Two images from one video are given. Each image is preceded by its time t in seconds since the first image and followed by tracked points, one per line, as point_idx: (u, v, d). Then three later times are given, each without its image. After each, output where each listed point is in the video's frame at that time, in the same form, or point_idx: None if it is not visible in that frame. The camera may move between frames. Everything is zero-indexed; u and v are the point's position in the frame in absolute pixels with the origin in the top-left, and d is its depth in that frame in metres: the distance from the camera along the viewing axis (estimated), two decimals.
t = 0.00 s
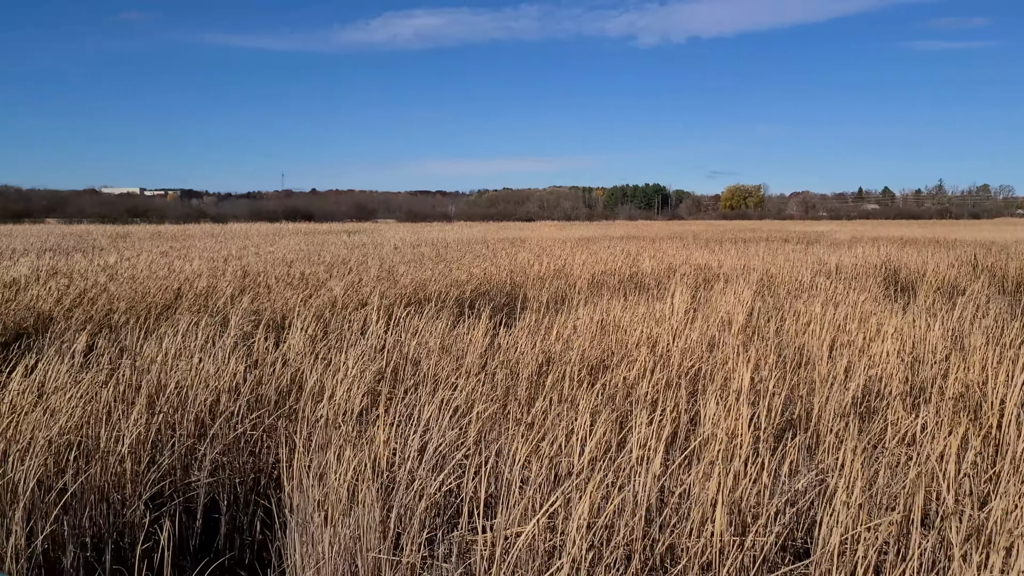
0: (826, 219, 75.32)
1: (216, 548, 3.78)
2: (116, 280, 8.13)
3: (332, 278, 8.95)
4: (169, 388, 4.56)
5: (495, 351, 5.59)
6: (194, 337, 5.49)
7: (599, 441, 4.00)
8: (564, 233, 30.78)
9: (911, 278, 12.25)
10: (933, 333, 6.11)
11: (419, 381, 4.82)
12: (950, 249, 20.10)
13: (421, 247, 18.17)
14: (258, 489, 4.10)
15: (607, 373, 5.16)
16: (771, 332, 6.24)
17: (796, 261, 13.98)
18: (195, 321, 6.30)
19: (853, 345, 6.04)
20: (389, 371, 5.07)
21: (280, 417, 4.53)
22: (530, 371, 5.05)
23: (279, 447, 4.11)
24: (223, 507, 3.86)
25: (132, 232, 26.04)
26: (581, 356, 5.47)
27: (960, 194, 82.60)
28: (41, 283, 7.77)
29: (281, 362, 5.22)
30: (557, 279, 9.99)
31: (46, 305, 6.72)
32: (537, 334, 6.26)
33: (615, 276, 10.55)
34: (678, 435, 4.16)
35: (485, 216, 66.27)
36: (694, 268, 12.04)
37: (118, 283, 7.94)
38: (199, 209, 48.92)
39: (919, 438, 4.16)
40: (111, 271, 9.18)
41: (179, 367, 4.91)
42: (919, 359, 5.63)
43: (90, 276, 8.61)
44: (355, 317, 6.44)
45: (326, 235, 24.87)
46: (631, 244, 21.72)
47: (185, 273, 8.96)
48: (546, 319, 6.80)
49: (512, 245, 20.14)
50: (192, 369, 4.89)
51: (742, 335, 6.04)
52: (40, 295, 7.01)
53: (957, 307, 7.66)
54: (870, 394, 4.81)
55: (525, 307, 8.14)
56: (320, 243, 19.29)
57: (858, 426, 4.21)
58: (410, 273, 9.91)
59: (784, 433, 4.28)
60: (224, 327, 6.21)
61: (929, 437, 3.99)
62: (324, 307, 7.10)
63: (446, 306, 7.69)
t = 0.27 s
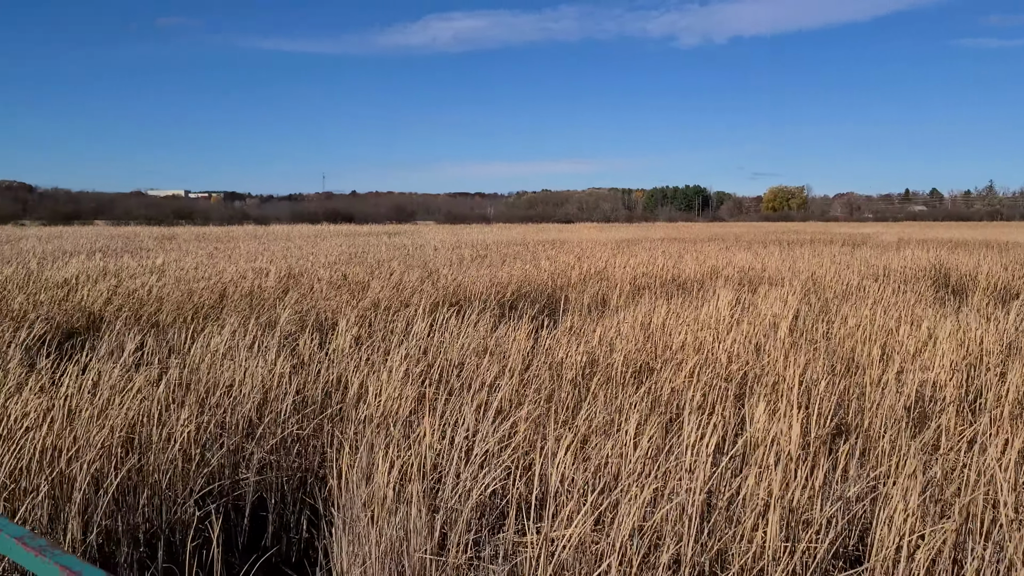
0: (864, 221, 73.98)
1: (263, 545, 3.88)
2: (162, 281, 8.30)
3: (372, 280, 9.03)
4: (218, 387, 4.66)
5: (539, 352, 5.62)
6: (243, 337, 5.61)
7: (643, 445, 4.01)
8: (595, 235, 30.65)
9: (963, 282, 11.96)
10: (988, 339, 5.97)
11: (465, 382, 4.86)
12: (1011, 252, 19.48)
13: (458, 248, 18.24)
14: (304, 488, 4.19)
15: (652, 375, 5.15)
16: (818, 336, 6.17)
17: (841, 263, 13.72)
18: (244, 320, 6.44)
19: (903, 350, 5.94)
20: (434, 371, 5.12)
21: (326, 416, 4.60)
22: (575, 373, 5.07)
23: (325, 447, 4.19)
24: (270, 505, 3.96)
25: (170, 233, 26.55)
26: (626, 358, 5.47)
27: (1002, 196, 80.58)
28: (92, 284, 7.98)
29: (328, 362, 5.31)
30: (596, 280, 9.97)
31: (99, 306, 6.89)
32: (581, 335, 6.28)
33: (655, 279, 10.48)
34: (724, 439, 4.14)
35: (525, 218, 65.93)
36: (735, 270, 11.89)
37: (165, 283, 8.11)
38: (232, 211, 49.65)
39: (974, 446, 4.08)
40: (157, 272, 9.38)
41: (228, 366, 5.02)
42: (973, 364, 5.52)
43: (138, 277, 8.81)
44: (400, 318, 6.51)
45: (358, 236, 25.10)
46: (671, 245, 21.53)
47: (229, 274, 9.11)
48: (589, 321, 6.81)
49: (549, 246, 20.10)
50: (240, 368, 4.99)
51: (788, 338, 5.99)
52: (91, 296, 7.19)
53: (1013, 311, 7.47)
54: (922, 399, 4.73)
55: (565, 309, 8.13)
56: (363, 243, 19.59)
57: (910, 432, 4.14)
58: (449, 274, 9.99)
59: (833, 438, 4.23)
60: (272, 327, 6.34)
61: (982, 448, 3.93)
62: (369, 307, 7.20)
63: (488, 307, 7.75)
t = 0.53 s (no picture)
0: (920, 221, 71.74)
1: (325, 542, 4.01)
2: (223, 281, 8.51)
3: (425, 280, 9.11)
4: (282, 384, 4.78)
5: (598, 353, 5.62)
6: (306, 335, 5.74)
7: (705, 449, 4.00)
8: (638, 236, 30.38)
9: None
10: None
11: (524, 383, 4.88)
12: None
13: (507, 248, 18.26)
14: (365, 486, 4.29)
15: (713, 378, 5.12)
16: (883, 339, 6.04)
17: (901, 265, 13.33)
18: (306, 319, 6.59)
19: (974, 354, 5.77)
20: (493, 371, 5.16)
21: (386, 415, 4.68)
22: (634, 374, 5.06)
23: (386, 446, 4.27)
24: (332, 503, 4.08)
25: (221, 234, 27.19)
26: (686, 360, 5.44)
27: None
28: (157, 284, 8.23)
29: (389, 360, 5.39)
30: (649, 281, 9.90)
31: (165, 305, 7.10)
32: (639, 336, 6.26)
33: (710, 280, 10.33)
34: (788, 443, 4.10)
35: (579, 218, 64.97)
36: (792, 272, 11.64)
37: (226, 283, 8.31)
38: (278, 213, 50.60)
39: None
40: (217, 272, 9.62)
41: (292, 363, 5.14)
42: None
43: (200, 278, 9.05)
44: (459, 318, 6.59)
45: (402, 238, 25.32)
46: (725, 246, 21.20)
47: (285, 275, 9.29)
48: (646, 322, 6.78)
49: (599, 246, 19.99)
50: (303, 365, 5.11)
51: (852, 342, 5.89)
52: (158, 296, 7.41)
53: None
54: (996, 405, 4.60)
55: (619, 311, 8.09)
56: (416, 243, 19.82)
57: (984, 440, 4.03)
58: (501, 275, 10.05)
59: (902, 445, 4.15)
60: (333, 325, 6.47)
61: None
62: (428, 307, 7.29)
63: (543, 308, 7.77)
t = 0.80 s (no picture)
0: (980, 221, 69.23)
1: (384, 539, 4.09)
2: (279, 280, 8.68)
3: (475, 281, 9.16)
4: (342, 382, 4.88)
5: (657, 356, 5.61)
6: (366, 334, 5.85)
7: (767, 454, 3.96)
8: (682, 237, 30.02)
9: None
10: None
11: (583, 386, 4.90)
12: None
13: (555, 249, 18.22)
14: (422, 483, 4.37)
15: (775, 383, 5.06)
16: (953, 344, 5.88)
17: (971, 267, 12.88)
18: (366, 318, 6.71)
19: None
20: (552, 374, 5.19)
21: (444, 414, 4.74)
22: (693, 378, 5.04)
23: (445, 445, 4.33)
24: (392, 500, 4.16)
25: (269, 235, 27.73)
26: (747, 365, 5.40)
27: None
28: (217, 284, 8.45)
29: (448, 359, 5.45)
30: (703, 282, 9.80)
31: (227, 304, 7.28)
32: (698, 339, 6.22)
33: (767, 281, 10.16)
34: (855, 450, 4.03)
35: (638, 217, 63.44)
36: (849, 274, 11.37)
37: (282, 282, 8.48)
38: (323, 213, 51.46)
39: None
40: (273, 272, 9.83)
41: (352, 362, 5.23)
42: None
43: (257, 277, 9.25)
44: (517, 319, 6.63)
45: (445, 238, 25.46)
46: (778, 246, 20.79)
47: (338, 274, 9.44)
48: (705, 325, 6.73)
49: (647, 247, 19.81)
50: (363, 363, 5.20)
51: (920, 347, 5.75)
52: (219, 295, 7.61)
53: None
54: None
55: (673, 314, 8.02)
56: (469, 243, 20.00)
57: None
58: (554, 275, 10.06)
59: (975, 455, 4.04)
60: (393, 324, 6.58)
61: None
62: (485, 307, 7.35)
63: (600, 309, 7.77)
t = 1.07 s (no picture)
0: None
1: (434, 537, 4.18)
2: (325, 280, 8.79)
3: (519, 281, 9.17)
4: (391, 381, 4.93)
5: (706, 361, 5.58)
6: (414, 334, 5.90)
7: (822, 459, 3.90)
8: (721, 237, 29.63)
9: None
10: None
11: (632, 390, 4.90)
12: None
13: (596, 249, 18.13)
14: (472, 483, 4.43)
15: (828, 389, 5.00)
16: (1017, 348, 5.72)
17: None
18: (414, 316, 6.77)
19: None
20: (600, 376, 5.19)
21: (493, 416, 4.78)
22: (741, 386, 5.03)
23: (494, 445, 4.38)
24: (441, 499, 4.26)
25: (309, 236, 28.13)
26: (798, 370, 5.34)
27: None
28: (266, 284, 8.60)
29: (496, 359, 5.48)
30: (750, 283, 9.67)
31: (277, 303, 7.40)
32: (748, 341, 6.16)
33: (817, 282, 9.99)
34: (914, 456, 3.95)
35: (684, 217, 61.79)
36: (902, 275, 11.09)
37: (328, 282, 8.59)
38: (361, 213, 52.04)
39: None
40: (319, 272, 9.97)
41: (401, 360, 5.29)
42: None
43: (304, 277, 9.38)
44: (564, 319, 6.63)
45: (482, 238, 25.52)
46: (827, 246, 20.36)
47: (383, 274, 9.52)
48: (755, 327, 6.66)
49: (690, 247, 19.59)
50: (412, 362, 5.25)
51: (980, 351, 5.61)
52: (268, 295, 7.74)
53: None
54: None
55: (720, 315, 7.95)
56: (511, 243, 20.04)
57: None
58: (598, 275, 10.03)
59: None
60: (441, 323, 6.63)
61: None
62: (532, 306, 7.37)
63: (647, 310, 7.74)
